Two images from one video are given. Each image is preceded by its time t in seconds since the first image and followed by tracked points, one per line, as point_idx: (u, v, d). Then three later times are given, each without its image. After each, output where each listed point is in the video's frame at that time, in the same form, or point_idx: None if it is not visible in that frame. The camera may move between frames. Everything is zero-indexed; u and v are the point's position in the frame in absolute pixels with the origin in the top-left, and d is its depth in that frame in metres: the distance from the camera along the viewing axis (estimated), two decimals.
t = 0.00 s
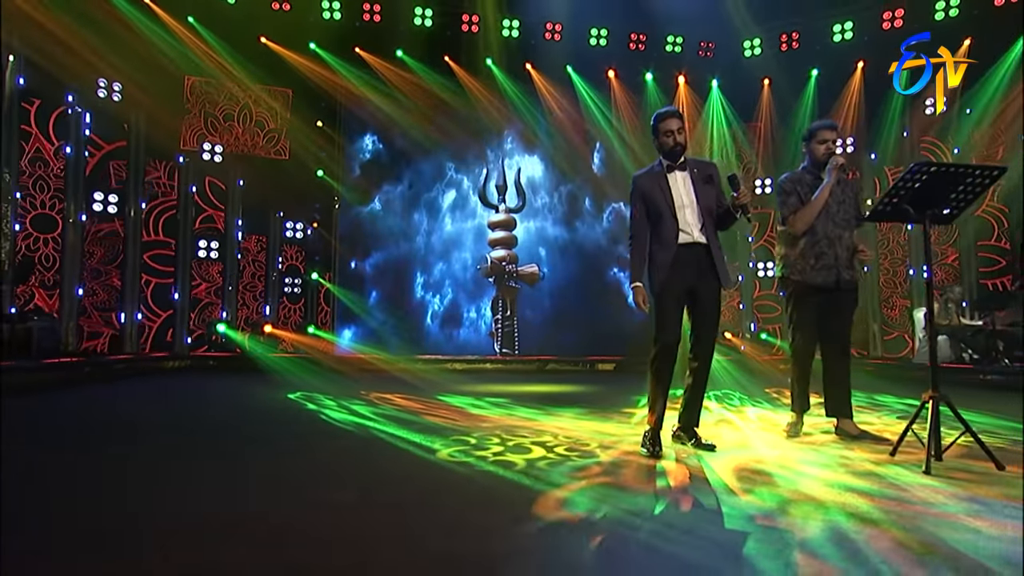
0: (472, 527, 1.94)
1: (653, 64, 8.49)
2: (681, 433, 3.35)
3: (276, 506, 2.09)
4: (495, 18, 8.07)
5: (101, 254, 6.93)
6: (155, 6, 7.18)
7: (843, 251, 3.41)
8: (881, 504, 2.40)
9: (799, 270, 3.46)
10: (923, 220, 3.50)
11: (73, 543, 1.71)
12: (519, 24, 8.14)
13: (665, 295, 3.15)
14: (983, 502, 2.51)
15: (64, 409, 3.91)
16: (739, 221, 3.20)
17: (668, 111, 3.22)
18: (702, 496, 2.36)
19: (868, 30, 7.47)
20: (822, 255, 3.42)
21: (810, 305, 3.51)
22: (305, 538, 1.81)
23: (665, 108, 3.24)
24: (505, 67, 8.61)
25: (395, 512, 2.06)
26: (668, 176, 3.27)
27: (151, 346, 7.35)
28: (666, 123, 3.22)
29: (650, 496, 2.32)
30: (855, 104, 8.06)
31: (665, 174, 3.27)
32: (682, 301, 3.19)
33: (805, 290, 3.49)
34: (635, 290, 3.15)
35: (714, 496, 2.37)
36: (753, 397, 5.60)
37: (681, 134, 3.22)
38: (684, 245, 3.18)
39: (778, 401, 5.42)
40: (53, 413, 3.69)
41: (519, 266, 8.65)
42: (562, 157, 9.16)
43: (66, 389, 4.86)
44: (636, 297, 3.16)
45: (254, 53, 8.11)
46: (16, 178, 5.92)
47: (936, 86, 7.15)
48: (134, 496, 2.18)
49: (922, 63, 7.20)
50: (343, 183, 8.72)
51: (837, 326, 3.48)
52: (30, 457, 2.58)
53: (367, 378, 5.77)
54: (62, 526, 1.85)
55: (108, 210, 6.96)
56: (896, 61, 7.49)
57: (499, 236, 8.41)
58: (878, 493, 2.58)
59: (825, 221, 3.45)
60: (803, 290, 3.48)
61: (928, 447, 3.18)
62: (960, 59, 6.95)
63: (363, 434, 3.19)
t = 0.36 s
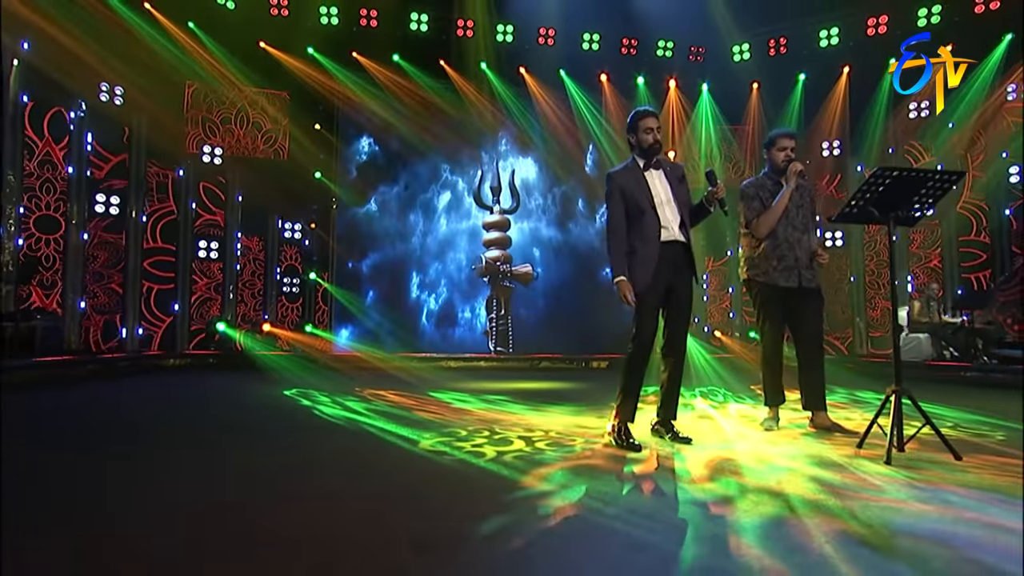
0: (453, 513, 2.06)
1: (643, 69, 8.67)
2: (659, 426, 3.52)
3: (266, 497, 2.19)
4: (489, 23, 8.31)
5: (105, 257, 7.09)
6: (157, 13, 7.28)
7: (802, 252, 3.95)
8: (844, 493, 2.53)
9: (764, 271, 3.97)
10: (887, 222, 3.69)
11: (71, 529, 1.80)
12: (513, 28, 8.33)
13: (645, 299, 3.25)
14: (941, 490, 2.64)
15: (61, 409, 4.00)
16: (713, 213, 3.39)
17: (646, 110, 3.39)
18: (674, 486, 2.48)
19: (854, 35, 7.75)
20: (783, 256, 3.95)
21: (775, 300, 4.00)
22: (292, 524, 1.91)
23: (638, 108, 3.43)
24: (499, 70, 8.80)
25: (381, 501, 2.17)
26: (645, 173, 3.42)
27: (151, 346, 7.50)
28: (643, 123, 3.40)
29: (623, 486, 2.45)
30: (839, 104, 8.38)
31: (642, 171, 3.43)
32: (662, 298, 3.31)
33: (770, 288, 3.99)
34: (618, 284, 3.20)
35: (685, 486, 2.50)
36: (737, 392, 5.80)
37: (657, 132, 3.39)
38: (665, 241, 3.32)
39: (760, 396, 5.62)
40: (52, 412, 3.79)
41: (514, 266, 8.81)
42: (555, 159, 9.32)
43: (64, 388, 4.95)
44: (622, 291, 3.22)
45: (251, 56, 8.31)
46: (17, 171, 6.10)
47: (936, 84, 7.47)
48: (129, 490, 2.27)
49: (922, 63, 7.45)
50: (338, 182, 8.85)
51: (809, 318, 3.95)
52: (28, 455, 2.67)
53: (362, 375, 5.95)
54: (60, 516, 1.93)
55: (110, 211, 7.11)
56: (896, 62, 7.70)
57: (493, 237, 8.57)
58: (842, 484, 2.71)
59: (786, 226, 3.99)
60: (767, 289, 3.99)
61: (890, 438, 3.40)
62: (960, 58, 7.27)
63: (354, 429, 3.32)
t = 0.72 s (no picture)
0: (434, 494, 2.18)
1: (638, 73, 8.88)
2: (641, 422, 3.65)
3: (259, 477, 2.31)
4: (488, 29, 8.60)
5: (113, 262, 7.27)
6: (162, 18, 7.55)
7: (773, 254, 4.44)
8: (811, 486, 2.65)
9: (741, 273, 4.44)
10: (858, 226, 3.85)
11: (70, 502, 1.90)
12: (511, 35, 8.64)
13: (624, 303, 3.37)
14: (906, 484, 2.77)
15: (64, 404, 4.12)
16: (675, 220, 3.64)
17: (628, 113, 3.60)
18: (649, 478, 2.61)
19: (843, 41, 8.06)
20: (758, 259, 4.41)
21: (753, 304, 4.47)
22: (281, 499, 2.02)
23: (619, 110, 3.64)
24: (497, 75, 9.00)
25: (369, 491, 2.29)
26: (621, 176, 3.59)
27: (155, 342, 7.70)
28: (624, 125, 3.61)
29: (599, 478, 2.57)
30: (827, 109, 8.57)
31: (619, 174, 3.59)
32: (641, 297, 3.48)
33: (748, 291, 4.45)
34: (601, 281, 3.35)
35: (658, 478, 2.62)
36: (724, 391, 5.97)
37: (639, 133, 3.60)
38: (642, 246, 3.51)
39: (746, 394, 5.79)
40: (56, 405, 3.92)
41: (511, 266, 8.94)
42: (553, 164, 9.50)
43: (67, 384, 5.08)
44: (606, 292, 3.36)
45: (255, 62, 8.49)
46: (26, 170, 6.34)
47: (936, 86, 7.71)
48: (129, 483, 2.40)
49: (922, 63, 7.68)
50: (340, 185, 9.01)
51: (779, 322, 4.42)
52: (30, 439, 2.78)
53: (361, 373, 6.12)
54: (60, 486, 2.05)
55: (117, 214, 7.36)
56: (896, 62, 7.93)
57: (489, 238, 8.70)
58: (810, 477, 2.83)
59: (760, 229, 4.46)
60: (745, 292, 4.45)
61: (860, 432, 3.57)
62: (959, 58, 7.49)
63: (347, 424, 3.46)
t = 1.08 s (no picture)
0: (421, 487, 2.31)
1: (635, 80, 9.03)
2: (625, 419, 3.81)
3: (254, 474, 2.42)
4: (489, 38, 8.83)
5: (124, 267, 7.47)
6: (172, 30, 7.74)
7: (756, 255, 4.65)
8: (780, 480, 2.79)
9: (727, 276, 4.61)
10: (834, 227, 4.02)
11: (79, 493, 2.05)
12: (510, 42, 8.87)
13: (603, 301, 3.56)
14: (875, 479, 2.90)
15: (78, 401, 4.33)
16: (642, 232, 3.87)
17: (612, 120, 3.84)
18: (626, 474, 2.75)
19: (836, 47, 8.27)
20: (743, 262, 4.61)
21: (738, 309, 4.64)
22: (276, 492, 2.15)
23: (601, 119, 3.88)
24: (496, 83, 9.21)
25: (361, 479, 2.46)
26: (601, 180, 3.74)
27: (167, 339, 7.91)
28: (608, 132, 3.83)
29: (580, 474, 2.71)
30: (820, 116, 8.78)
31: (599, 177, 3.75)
32: (617, 294, 3.69)
33: (734, 292, 4.63)
34: (585, 271, 3.46)
35: (633, 473, 2.79)
36: (715, 391, 6.14)
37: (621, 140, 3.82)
38: (619, 249, 3.70)
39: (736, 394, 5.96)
40: (61, 403, 4.04)
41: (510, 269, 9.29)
42: (552, 167, 9.68)
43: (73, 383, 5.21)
44: (590, 280, 3.45)
45: (262, 69, 8.73)
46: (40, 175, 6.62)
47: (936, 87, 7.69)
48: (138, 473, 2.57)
49: (922, 62, 7.64)
50: (345, 191, 9.25)
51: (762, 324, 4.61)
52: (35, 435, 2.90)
53: (362, 374, 6.31)
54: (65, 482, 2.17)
55: (127, 218, 7.52)
56: (896, 61, 7.92)
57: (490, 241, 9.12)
58: (786, 472, 2.96)
59: (743, 233, 4.66)
60: (731, 293, 4.63)
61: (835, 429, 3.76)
62: (959, 58, 7.45)
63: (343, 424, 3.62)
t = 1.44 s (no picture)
0: (411, 482, 2.48)
1: (633, 85, 9.22)
2: (610, 418, 3.97)
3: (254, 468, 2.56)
4: (489, 45, 8.99)
5: (134, 272, 7.76)
6: (180, 40, 7.93)
7: (742, 258, 4.80)
8: (754, 476, 2.94)
9: (713, 277, 4.75)
10: (813, 231, 4.17)
11: (92, 481, 2.22)
12: (510, 49, 9.02)
13: (586, 295, 3.75)
14: (845, 475, 3.06)
15: (89, 399, 4.51)
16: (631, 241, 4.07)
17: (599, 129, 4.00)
18: (608, 470, 2.88)
19: (830, 54, 8.37)
20: (730, 265, 4.75)
21: (725, 313, 4.76)
22: (275, 485, 2.29)
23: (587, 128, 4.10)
24: (497, 90, 9.43)
25: (354, 468, 2.64)
26: (588, 186, 3.92)
27: (175, 341, 8.20)
28: (593, 140, 4.01)
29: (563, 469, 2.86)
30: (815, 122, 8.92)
31: (586, 183, 3.93)
32: (597, 293, 3.86)
33: (720, 294, 4.76)
34: (568, 271, 3.64)
35: (612, 468, 2.95)
36: (707, 391, 6.29)
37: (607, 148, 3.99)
38: (602, 253, 3.87)
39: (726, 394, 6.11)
40: (64, 402, 4.13)
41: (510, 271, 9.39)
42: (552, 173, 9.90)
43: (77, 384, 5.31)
44: (571, 278, 3.63)
45: (268, 77, 8.96)
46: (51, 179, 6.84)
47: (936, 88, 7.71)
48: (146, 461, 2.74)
49: (922, 62, 7.69)
50: (347, 196, 9.47)
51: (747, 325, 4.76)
52: (39, 434, 2.99)
53: (364, 374, 6.49)
54: (69, 477, 2.26)
55: (137, 222, 7.83)
56: (896, 61, 7.96)
57: (491, 244, 9.21)
58: (762, 468, 3.11)
59: (730, 236, 4.81)
60: (718, 295, 4.76)
61: (813, 427, 3.92)
62: (959, 58, 7.47)
63: (339, 423, 3.76)
